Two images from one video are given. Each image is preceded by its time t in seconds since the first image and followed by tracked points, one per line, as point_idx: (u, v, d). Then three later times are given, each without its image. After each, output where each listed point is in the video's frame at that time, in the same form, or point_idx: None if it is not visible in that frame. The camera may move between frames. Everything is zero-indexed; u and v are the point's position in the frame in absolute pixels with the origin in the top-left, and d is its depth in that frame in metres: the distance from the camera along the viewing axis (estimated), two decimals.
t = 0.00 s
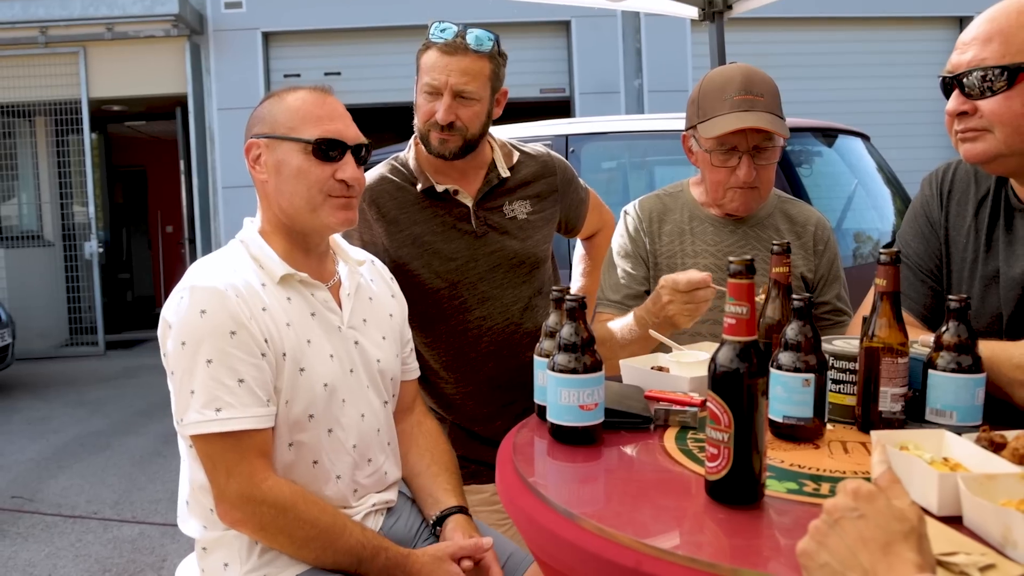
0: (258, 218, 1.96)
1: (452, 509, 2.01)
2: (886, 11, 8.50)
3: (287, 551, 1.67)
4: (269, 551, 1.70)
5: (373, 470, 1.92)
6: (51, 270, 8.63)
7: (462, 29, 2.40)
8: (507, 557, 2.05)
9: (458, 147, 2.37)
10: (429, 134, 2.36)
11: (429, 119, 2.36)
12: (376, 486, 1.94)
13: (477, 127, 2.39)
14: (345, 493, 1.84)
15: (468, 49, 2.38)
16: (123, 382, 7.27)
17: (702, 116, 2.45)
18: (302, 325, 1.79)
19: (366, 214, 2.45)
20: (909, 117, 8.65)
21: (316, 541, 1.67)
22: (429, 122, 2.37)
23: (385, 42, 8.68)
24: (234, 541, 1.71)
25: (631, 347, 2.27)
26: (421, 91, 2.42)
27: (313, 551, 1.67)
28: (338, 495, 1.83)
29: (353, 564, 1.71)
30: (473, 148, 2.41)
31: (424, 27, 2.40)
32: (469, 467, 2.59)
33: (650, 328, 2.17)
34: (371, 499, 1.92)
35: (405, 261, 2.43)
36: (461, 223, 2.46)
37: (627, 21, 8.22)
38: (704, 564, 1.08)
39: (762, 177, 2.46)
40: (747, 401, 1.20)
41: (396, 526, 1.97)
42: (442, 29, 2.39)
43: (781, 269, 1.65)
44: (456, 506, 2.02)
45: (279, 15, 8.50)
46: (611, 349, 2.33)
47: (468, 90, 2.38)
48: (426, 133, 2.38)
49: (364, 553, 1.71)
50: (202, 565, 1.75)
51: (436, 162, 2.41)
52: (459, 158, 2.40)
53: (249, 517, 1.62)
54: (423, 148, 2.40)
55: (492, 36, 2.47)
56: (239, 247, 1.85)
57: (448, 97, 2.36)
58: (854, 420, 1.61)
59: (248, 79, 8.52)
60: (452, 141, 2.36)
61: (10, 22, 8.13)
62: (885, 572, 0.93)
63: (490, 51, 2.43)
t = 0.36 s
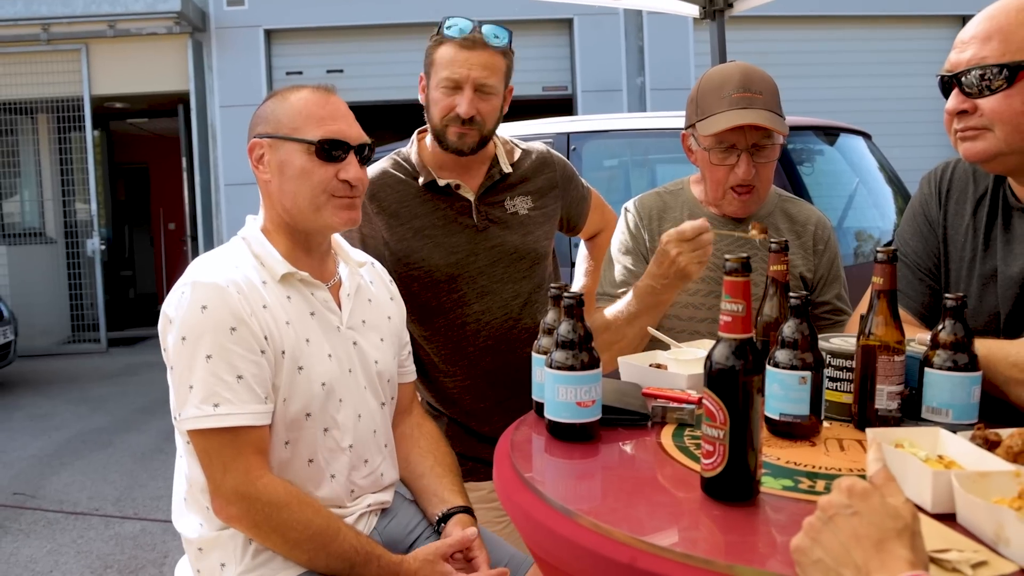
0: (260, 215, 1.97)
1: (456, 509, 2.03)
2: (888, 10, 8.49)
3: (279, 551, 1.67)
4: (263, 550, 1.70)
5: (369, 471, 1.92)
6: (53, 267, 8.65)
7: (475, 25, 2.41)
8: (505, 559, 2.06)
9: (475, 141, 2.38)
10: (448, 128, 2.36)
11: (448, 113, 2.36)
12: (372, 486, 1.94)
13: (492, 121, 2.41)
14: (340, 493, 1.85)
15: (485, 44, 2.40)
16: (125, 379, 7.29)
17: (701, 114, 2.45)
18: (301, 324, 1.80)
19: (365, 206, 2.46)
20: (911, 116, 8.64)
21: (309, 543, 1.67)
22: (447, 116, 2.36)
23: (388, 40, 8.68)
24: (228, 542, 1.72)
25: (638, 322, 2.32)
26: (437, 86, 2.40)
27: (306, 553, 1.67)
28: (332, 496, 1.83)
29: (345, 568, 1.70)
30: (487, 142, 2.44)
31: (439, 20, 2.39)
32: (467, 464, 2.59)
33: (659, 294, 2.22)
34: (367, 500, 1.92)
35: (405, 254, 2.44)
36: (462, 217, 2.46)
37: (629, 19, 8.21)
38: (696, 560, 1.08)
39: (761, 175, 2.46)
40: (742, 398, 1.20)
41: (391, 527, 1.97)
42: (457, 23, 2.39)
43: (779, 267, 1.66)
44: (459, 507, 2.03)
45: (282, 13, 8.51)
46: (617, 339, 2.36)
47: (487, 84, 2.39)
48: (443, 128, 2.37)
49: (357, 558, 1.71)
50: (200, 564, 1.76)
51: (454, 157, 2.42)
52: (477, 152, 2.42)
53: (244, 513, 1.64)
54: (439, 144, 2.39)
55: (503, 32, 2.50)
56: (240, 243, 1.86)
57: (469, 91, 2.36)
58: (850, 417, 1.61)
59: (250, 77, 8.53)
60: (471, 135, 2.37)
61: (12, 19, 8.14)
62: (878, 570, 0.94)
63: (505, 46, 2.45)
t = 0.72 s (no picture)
0: (255, 214, 1.98)
1: (457, 511, 2.03)
2: (892, 7, 8.47)
3: (282, 550, 1.68)
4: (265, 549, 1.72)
5: (369, 468, 1.93)
6: (57, 263, 8.68)
7: (493, 22, 2.50)
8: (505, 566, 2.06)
9: (490, 132, 2.44)
10: (467, 118, 2.39)
11: (468, 103, 2.40)
12: (371, 483, 1.95)
13: (504, 115, 2.49)
14: (339, 491, 1.86)
15: (503, 40, 2.49)
16: (128, 376, 7.32)
17: (697, 111, 2.44)
18: (297, 324, 1.81)
19: (361, 204, 2.47)
20: (915, 114, 8.61)
21: (311, 541, 1.68)
22: (466, 106, 2.40)
23: (391, 37, 8.68)
24: (229, 539, 1.73)
25: (655, 295, 2.29)
26: (455, 76, 2.44)
27: (308, 551, 1.68)
28: (331, 493, 1.85)
29: (346, 566, 1.71)
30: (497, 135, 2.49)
31: (458, 12, 2.45)
32: (466, 461, 2.59)
33: (673, 262, 2.21)
34: (366, 498, 1.93)
35: (402, 251, 2.45)
36: (458, 215, 2.48)
37: (632, 16, 8.20)
38: (694, 557, 1.09)
39: (759, 171, 2.46)
40: (738, 396, 1.21)
41: (391, 524, 1.98)
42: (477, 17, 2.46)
43: (777, 264, 1.66)
44: (462, 509, 2.04)
45: (285, 10, 8.51)
46: (633, 316, 2.33)
47: (506, 78, 2.49)
48: (460, 118, 2.40)
49: (356, 555, 1.72)
50: (201, 561, 1.78)
51: (466, 149, 2.45)
52: (488, 145, 2.47)
53: (245, 512, 1.65)
54: (453, 135, 2.41)
55: (513, 33, 2.60)
56: (235, 243, 1.87)
57: (492, 83, 2.45)
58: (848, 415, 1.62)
59: (254, 73, 8.55)
60: (487, 126, 2.43)
61: (16, 16, 8.16)
62: (871, 565, 0.95)
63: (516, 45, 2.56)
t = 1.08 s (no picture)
0: (249, 214, 1.99)
1: (458, 510, 2.04)
2: (898, 4, 8.45)
3: (279, 549, 1.70)
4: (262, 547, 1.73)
5: (366, 465, 1.95)
6: (62, 261, 8.71)
7: (486, 19, 2.51)
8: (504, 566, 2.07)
9: (487, 127, 2.45)
10: (463, 113, 2.40)
11: (464, 98, 2.41)
12: (369, 479, 1.97)
13: (499, 110, 2.49)
14: (336, 488, 1.88)
15: (496, 35, 2.50)
16: (133, 373, 7.35)
17: (693, 110, 2.44)
18: (291, 321, 1.82)
19: (360, 200, 2.49)
20: (920, 111, 8.59)
21: (307, 539, 1.69)
22: (463, 101, 2.41)
23: (395, 34, 8.69)
24: (228, 536, 1.75)
25: (660, 292, 2.29)
26: (450, 73, 2.44)
27: (304, 549, 1.70)
28: (329, 491, 1.86)
29: (342, 564, 1.72)
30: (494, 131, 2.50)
31: (450, 10, 2.46)
32: (466, 458, 2.60)
33: (677, 260, 2.22)
34: (364, 495, 1.95)
35: (400, 248, 2.46)
36: (457, 211, 2.48)
37: (636, 14, 8.19)
38: (689, 553, 1.10)
39: (754, 169, 2.46)
40: (733, 392, 1.22)
41: (390, 521, 2.00)
42: (468, 13, 2.47)
43: (775, 262, 1.67)
44: (462, 508, 2.05)
45: (289, 8, 8.53)
46: (638, 312, 2.35)
47: (500, 72, 2.50)
48: (457, 114, 2.41)
49: (352, 553, 1.72)
50: (201, 558, 1.79)
51: (464, 145, 2.45)
52: (485, 139, 2.48)
53: (241, 511, 1.66)
54: (450, 132, 2.42)
55: (505, 28, 2.61)
56: (230, 242, 1.88)
57: (487, 78, 2.45)
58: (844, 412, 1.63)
59: (258, 71, 8.57)
60: (483, 121, 2.43)
61: (21, 14, 8.19)
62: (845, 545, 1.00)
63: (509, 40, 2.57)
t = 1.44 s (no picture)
0: (243, 213, 2.00)
1: (456, 507, 2.05)
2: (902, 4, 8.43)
3: (281, 545, 1.71)
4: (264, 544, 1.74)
5: (367, 459, 1.96)
6: (67, 259, 8.75)
7: (480, 19, 2.51)
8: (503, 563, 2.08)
9: (482, 129, 2.45)
10: (458, 116, 2.40)
11: (459, 101, 2.41)
12: (369, 475, 1.98)
13: (495, 110, 2.49)
14: (338, 485, 1.89)
15: (489, 36, 2.50)
16: (137, 371, 7.38)
17: (692, 108, 2.45)
18: (288, 318, 1.84)
19: (359, 197, 2.48)
20: (925, 111, 8.56)
21: (308, 535, 1.70)
22: (457, 104, 2.42)
23: (399, 34, 8.70)
24: (231, 533, 1.76)
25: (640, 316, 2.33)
26: (445, 75, 2.45)
27: (306, 545, 1.71)
28: (330, 487, 1.88)
29: (344, 559, 1.74)
30: (489, 131, 2.50)
31: (443, 12, 2.46)
32: (464, 456, 2.62)
33: (655, 290, 2.23)
34: (365, 492, 1.96)
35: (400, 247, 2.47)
36: (456, 210, 2.49)
37: (640, 14, 8.19)
38: (683, 551, 1.10)
39: (753, 166, 2.47)
40: (725, 389, 1.23)
41: (390, 518, 2.01)
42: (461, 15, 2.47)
43: (770, 262, 1.67)
44: (460, 505, 2.06)
45: (293, 8, 8.55)
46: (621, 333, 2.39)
47: (494, 73, 2.50)
48: (452, 116, 2.41)
49: (353, 547, 1.74)
50: (202, 555, 1.80)
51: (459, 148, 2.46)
52: (481, 141, 2.49)
53: (242, 509, 1.68)
54: (445, 135, 2.43)
55: (500, 28, 2.61)
56: (225, 241, 1.89)
57: (481, 80, 2.46)
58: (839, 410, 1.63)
59: (262, 70, 8.59)
60: (478, 123, 2.44)
61: (27, 14, 8.24)
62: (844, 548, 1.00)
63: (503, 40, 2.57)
